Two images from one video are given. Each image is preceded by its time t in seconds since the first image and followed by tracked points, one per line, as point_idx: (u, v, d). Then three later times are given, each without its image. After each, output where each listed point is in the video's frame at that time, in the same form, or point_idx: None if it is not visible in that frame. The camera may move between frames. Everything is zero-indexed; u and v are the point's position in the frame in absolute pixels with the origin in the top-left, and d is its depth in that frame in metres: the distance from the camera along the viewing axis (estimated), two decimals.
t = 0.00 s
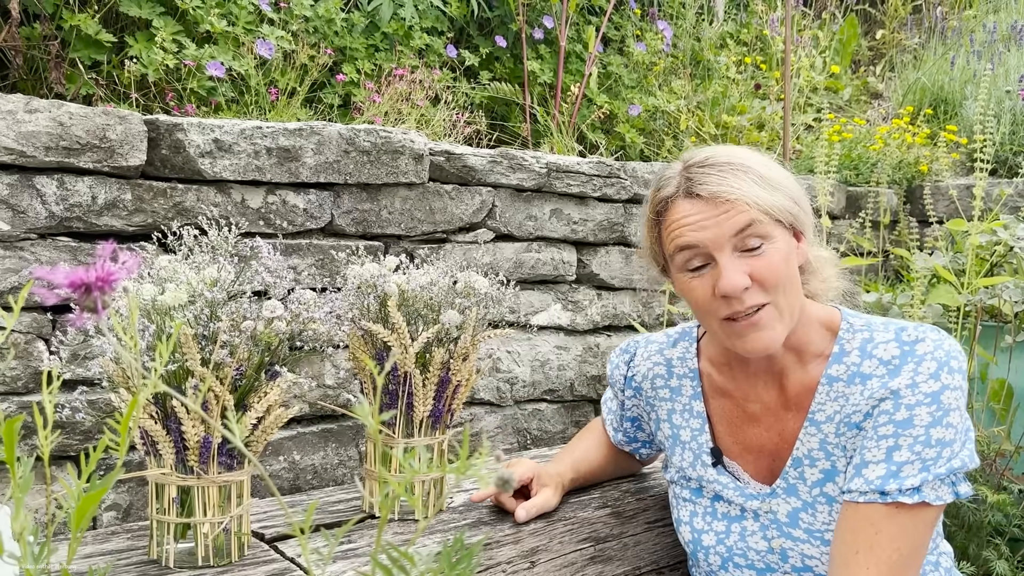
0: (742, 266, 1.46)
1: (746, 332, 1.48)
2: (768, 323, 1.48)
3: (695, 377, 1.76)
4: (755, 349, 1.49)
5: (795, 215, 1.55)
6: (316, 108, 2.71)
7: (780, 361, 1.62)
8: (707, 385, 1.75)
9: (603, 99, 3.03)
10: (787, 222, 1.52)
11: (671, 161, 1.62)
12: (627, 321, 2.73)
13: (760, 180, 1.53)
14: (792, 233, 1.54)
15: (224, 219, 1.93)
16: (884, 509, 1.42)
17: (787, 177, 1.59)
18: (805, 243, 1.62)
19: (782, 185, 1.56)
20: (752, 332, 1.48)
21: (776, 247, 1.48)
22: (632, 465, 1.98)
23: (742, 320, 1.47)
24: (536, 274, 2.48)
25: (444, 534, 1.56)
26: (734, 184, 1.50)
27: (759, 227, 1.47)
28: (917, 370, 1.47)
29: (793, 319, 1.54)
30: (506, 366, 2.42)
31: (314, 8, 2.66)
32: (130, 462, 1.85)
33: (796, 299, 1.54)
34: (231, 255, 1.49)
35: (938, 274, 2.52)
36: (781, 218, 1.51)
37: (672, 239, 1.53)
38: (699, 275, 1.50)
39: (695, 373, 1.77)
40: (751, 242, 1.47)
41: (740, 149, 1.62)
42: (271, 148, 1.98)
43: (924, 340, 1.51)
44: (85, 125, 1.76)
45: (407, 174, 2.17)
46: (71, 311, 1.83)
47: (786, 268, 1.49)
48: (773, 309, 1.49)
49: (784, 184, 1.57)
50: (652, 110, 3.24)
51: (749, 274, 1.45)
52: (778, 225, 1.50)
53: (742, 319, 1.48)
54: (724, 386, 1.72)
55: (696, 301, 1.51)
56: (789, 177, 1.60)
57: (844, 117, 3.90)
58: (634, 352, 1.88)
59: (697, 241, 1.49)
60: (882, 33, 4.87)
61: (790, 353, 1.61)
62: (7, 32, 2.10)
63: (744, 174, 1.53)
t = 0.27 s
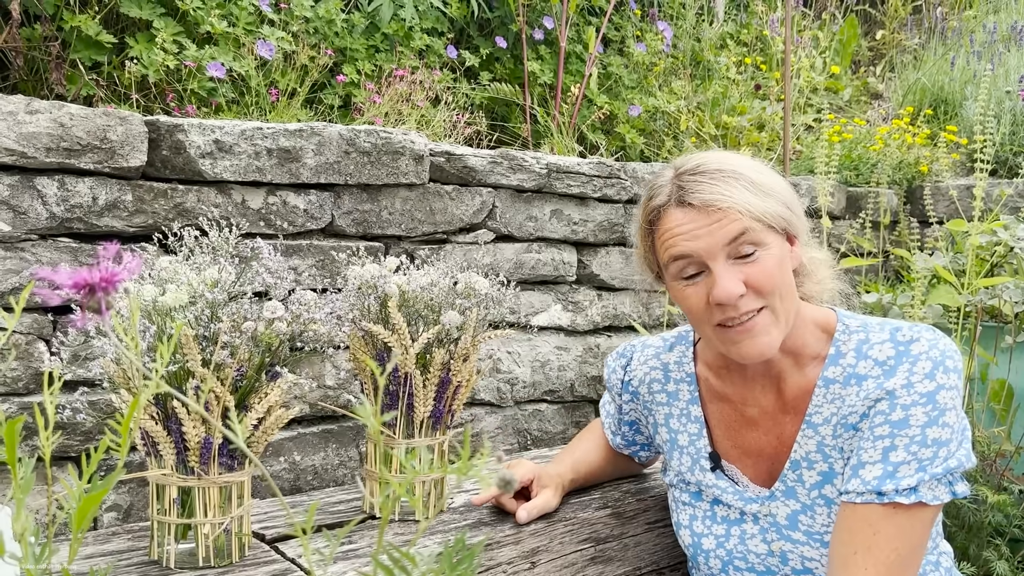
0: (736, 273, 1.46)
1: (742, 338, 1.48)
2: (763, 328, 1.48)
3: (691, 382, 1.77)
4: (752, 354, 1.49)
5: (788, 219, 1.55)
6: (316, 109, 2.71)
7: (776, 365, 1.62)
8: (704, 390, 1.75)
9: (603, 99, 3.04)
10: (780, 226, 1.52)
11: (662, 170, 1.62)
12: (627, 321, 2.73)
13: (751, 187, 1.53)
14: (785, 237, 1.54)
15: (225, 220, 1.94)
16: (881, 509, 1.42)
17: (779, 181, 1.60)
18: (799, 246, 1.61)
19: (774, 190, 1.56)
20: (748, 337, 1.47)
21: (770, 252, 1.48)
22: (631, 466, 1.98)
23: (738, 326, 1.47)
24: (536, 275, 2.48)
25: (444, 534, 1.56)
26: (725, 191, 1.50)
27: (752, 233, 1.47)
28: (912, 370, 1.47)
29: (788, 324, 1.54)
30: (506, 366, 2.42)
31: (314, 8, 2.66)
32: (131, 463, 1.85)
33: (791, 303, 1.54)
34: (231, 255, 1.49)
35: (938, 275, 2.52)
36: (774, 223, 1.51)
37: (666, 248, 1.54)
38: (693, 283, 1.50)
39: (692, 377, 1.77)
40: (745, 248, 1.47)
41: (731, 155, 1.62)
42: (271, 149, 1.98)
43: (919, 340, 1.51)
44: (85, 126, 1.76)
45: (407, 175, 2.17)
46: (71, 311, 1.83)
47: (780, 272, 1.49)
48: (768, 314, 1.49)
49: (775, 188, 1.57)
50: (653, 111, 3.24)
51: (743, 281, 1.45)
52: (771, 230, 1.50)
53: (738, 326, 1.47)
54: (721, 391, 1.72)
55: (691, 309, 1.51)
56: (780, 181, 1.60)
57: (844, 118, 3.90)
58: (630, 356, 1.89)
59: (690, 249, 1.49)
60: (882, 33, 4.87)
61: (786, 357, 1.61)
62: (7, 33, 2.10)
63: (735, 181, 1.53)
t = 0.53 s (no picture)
0: (734, 277, 1.46)
1: (742, 342, 1.48)
2: (763, 331, 1.48)
3: (691, 383, 1.76)
4: (752, 357, 1.49)
5: (786, 221, 1.55)
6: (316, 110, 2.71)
7: (775, 367, 1.62)
8: (704, 392, 1.75)
9: (603, 100, 3.03)
10: (778, 229, 1.52)
11: (660, 173, 1.62)
12: (627, 322, 2.73)
13: (749, 190, 1.53)
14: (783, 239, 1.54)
15: (224, 221, 1.94)
16: (880, 509, 1.42)
17: (776, 183, 1.59)
18: (798, 247, 1.61)
19: (771, 192, 1.56)
20: (748, 340, 1.47)
21: (768, 255, 1.48)
22: (631, 466, 1.98)
23: (738, 330, 1.47)
24: (536, 276, 2.48)
25: (444, 535, 1.56)
26: (722, 195, 1.50)
27: (750, 237, 1.47)
28: (911, 369, 1.47)
29: (787, 326, 1.54)
30: (506, 367, 2.42)
31: (314, 9, 2.66)
32: (131, 464, 1.85)
33: (789, 305, 1.53)
34: (231, 256, 1.49)
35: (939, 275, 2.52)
36: (772, 225, 1.51)
37: (664, 253, 1.53)
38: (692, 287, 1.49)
39: (691, 379, 1.76)
40: (743, 252, 1.47)
41: (728, 157, 1.62)
42: (271, 149, 1.98)
43: (917, 340, 1.51)
44: (85, 126, 1.76)
45: (408, 175, 2.17)
46: (71, 312, 1.83)
47: (779, 274, 1.49)
48: (768, 316, 1.49)
49: (772, 191, 1.56)
50: (653, 111, 3.24)
51: (742, 285, 1.45)
52: (769, 232, 1.50)
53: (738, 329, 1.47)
54: (721, 393, 1.72)
55: (691, 313, 1.51)
56: (778, 183, 1.59)
57: (844, 118, 3.90)
58: (629, 357, 1.89)
59: (689, 254, 1.48)
60: (882, 34, 4.87)
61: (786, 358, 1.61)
62: (7, 33, 2.10)
63: (733, 184, 1.53)
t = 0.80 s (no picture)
0: (730, 270, 1.46)
1: (738, 337, 1.47)
2: (759, 326, 1.48)
3: (689, 386, 1.76)
4: (747, 352, 1.49)
5: (782, 219, 1.55)
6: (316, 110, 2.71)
7: (772, 366, 1.62)
8: (702, 393, 1.75)
9: (604, 100, 3.03)
10: (773, 225, 1.52)
11: (656, 171, 1.63)
12: (627, 322, 2.73)
13: (745, 185, 1.53)
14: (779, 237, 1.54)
15: (224, 221, 1.94)
16: (876, 508, 1.42)
17: (772, 182, 1.60)
18: (793, 247, 1.62)
19: (766, 189, 1.56)
20: (744, 334, 1.47)
21: (764, 250, 1.48)
22: (631, 467, 1.98)
23: (733, 324, 1.46)
24: (536, 276, 2.48)
25: (444, 536, 1.56)
26: (718, 190, 1.50)
27: (745, 231, 1.47)
28: (906, 368, 1.47)
29: (783, 322, 1.54)
30: (506, 367, 2.42)
31: (314, 10, 2.66)
32: (131, 465, 1.85)
33: (785, 303, 1.53)
34: (231, 257, 1.49)
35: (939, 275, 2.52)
36: (768, 221, 1.51)
37: (660, 248, 1.54)
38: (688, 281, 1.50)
39: (690, 381, 1.77)
40: (738, 246, 1.47)
41: (724, 155, 1.62)
42: (271, 150, 1.98)
43: (913, 338, 1.51)
44: (85, 127, 1.76)
45: (407, 176, 2.17)
46: (70, 313, 1.83)
47: (775, 271, 1.49)
48: (763, 311, 1.49)
49: (768, 188, 1.57)
50: (653, 112, 3.24)
51: (737, 278, 1.45)
52: (764, 228, 1.50)
53: (734, 323, 1.47)
54: (719, 394, 1.72)
55: (687, 308, 1.51)
56: (774, 182, 1.60)
57: (844, 118, 3.90)
58: (627, 359, 1.88)
59: (685, 248, 1.49)
60: (882, 34, 4.87)
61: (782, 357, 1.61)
62: (7, 34, 2.10)
63: (728, 180, 1.53)
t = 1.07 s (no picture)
0: (724, 260, 1.46)
1: (733, 328, 1.46)
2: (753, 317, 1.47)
3: (687, 386, 1.76)
4: (742, 343, 1.48)
5: (777, 215, 1.55)
6: (316, 111, 2.71)
7: (769, 364, 1.62)
8: (701, 394, 1.75)
9: (604, 101, 3.03)
10: (769, 221, 1.52)
11: (653, 168, 1.63)
12: (627, 323, 2.73)
13: (740, 179, 1.54)
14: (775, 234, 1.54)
15: (224, 222, 1.93)
16: (874, 507, 1.42)
17: (769, 180, 1.60)
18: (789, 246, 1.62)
19: (763, 185, 1.57)
20: (738, 324, 1.46)
21: (759, 243, 1.48)
22: (631, 467, 1.98)
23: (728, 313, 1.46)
24: (536, 276, 2.48)
25: (445, 537, 1.56)
26: (713, 183, 1.51)
27: (740, 222, 1.47)
28: (903, 367, 1.47)
29: (779, 317, 1.54)
30: (506, 368, 2.42)
31: (314, 10, 2.66)
32: (131, 466, 1.85)
33: (781, 298, 1.53)
34: (231, 257, 1.49)
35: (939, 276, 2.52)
36: (763, 216, 1.51)
37: (656, 240, 1.54)
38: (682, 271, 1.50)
39: (688, 381, 1.76)
40: (733, 237, 1.47)
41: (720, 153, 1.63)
42: (271, 151, 1.98)
43: (909, 338, 1.51)
44: (85, 128, 1.76)
45: (408, 176, 2.17)
46: (71, 314, 1.83)
47: (771, 267, 1.49)
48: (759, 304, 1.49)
49: (764, 184, 1.57)
50: (653, 112, 3.24)
51: (732, 267, 1.45)
52: (760, 222, 1.50)
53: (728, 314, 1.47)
54: (716, 394, 1.72)
55: (681, 299, 1.51)
56: (770, 179, 1.60)
57: (844, 119, 3.89)
58: (625, 360, 1.87)
59: (679, 238, 1.49)
60: (882, 34, 4.87)
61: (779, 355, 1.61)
62: (7, 35, 2.09)
63: (724, 173, 1.54)
